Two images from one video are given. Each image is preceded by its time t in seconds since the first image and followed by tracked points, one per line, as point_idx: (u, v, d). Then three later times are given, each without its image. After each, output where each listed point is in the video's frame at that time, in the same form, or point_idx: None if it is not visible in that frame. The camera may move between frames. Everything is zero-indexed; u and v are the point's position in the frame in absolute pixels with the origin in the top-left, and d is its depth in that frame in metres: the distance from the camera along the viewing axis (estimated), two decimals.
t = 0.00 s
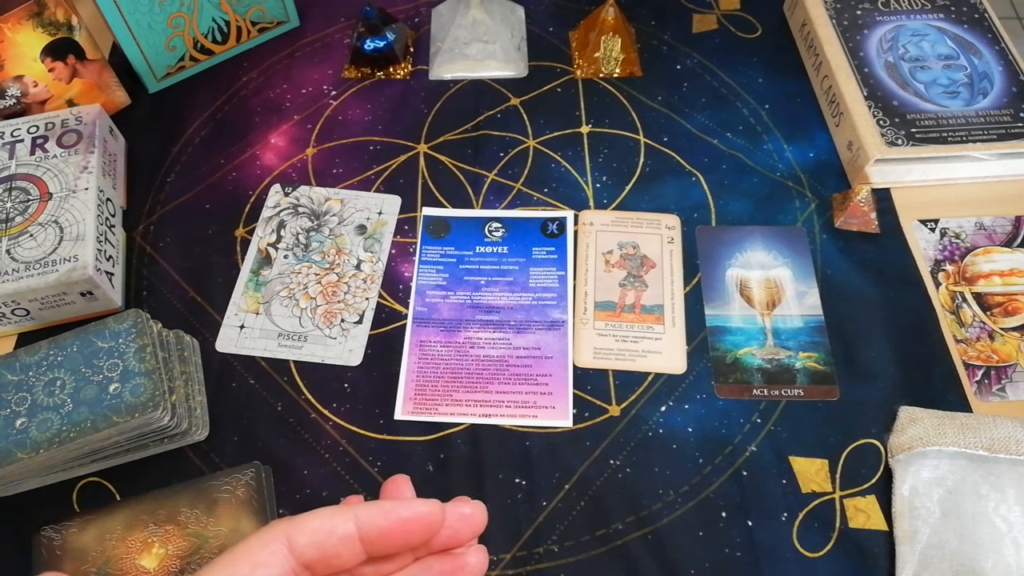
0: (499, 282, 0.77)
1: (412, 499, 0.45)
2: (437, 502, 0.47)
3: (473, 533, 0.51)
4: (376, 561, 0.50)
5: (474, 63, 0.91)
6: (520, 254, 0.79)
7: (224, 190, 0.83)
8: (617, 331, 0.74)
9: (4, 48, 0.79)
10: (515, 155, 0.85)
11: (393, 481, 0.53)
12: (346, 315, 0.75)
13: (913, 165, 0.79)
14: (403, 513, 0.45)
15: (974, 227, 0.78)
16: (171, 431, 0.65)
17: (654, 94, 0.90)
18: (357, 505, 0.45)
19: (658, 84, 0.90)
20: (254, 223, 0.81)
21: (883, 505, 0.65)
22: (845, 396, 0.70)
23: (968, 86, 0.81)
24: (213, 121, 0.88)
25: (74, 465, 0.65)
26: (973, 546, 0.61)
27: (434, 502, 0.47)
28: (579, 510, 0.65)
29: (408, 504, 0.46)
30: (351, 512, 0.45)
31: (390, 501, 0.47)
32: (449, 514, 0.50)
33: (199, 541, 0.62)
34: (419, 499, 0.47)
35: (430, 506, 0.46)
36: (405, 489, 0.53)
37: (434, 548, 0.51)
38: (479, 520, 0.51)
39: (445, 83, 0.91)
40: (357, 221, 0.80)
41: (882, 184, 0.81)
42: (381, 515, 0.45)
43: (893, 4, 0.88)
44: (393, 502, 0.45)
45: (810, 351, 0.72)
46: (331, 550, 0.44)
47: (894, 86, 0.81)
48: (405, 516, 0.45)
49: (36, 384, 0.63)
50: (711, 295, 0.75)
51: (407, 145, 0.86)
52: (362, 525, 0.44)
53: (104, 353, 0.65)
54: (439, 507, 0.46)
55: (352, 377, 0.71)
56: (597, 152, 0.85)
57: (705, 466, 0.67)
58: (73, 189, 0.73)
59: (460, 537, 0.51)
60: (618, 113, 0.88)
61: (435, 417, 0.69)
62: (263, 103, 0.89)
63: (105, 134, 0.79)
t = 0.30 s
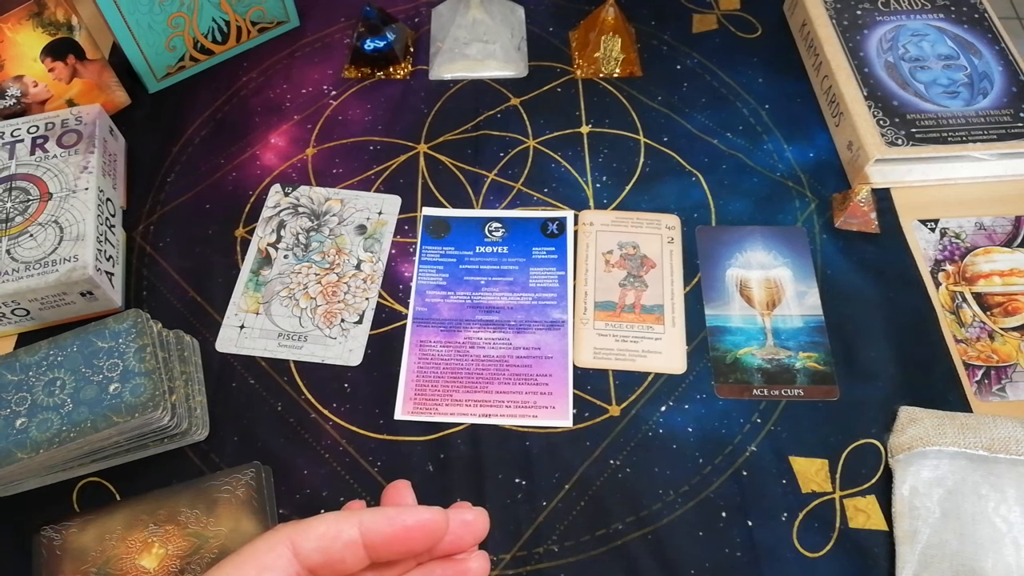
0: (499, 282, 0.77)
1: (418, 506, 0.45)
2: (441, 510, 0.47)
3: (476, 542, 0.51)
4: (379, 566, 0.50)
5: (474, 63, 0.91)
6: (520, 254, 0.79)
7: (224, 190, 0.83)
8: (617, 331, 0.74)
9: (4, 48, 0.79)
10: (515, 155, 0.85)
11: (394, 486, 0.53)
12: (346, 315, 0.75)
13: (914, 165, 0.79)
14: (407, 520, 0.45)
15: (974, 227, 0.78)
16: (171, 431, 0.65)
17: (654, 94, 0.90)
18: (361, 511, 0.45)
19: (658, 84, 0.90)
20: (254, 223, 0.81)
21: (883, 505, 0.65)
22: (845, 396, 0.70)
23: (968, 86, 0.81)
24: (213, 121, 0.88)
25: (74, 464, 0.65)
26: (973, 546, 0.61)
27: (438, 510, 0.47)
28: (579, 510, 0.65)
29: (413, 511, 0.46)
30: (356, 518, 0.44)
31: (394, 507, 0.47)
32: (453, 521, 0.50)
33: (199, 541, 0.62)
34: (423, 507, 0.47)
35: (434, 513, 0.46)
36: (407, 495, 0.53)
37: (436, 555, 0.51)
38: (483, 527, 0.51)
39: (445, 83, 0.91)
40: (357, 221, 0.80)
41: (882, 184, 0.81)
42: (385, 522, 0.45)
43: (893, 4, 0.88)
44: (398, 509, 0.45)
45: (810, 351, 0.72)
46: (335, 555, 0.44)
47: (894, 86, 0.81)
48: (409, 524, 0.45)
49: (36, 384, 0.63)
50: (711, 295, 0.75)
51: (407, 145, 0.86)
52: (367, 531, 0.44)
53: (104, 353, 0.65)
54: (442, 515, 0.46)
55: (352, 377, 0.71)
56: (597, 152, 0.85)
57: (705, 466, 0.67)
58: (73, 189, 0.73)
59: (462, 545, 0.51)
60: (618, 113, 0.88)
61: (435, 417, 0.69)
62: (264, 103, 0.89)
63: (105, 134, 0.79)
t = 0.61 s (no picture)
0: (499, 282, 0.77)
1: (409, 502, 0.44)
2: (436, 506, 0.46)
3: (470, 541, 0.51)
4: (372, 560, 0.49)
5: (474, 63, 0.91)
6: (520, 254, 0.79)
7: (224, 190, 0.83)
8: (617, 331, 0.74)
9: (4, 47, 0.79)
10: (515, 155, 0.85)
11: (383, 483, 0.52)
12: (346, 315, 0.75)
13: (914, 165, 0.79)
14: (401, 515, 0.44)
15: (974, 227, 0.78)
16: (171, 431, 0.65)
17: (654, 94, 0.90)
18: (354, 505, 0.45)
19: (658, 84, 0.90)
20: (254, 223, 0.81)
21: (883, 505, 0.65)
22: (845, 396, 0.70)
23: (968, 86, 0.81)
24: (213, 121, 0.88)
25: (74, 464, 0.65)
26: (973, 546, 0.61)
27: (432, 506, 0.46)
28: (579, 510, 0.65)
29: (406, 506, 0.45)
30: (348, 511, 0.44)
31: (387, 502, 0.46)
32: (447, 519, 0.49)
33: (199, 541, 0.62)
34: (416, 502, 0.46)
35: (428, 510, 0.45)
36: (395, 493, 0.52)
37: (430, 552, 0.51)
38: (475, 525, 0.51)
39: (445, 83, 0.91)
40: (357, 221, 0.80)
41: (882, 184, 0.81)
42: (378, 517, 0.44)
43: (893, 3, 0.88)
44: (391, 503, 0.44)
45: (810, 351, 0.72)
46: (326, 549, 0.43)
47: (894, 86, 0.81)
48: (400, 518, 0.44)
49: (36, 384, 0.63)
50: (711, 295, 0.75)
51: (407, 145, 0.86)
52: (358, 526, 0.44)
53: (104, 353, 0.65)
54: (437, 512, 0.45)
55: (352, 377, 0.71)
56: (597, 152, 0.85)
57: (705, 466, 0.67)
58: (73, 189, 0.73)
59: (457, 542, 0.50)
60: (618, 113, 0.88)
61: (435, 417, 0.69)
62: (264, 103, 0.89)
63: (105, 134, 0.79)
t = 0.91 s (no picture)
0: (499, 282, 0.77)
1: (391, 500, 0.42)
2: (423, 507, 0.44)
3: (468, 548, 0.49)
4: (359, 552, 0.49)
5: (474, 63, 0.91)
6: (520, 254, 0.79)
7: (224, 190, 0.83)
8: (617, 331, 0.74)
9: (4, 47, 0.79)
10: (515, 155, 0.85)
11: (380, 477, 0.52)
12: (346, 315, 0.75)
13: (913, 165, 0.79)
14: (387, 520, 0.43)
15: (973, 227, 0.78)
16: (171, 431, 0.65)
17: (654, 94, 0.90)
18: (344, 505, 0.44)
19: (658, 84, 0.90)
20: (254, 223, 0.81)
21: (883, 505, 0.65)
22: (845, 396, 0.70)
23: (968, 86, 0.81)
24: (213, 121, 0.88)
25: (74, 464, 0.65)
26: (973, 546, 0.61)
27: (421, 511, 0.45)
28: (579, 510, 0.65)
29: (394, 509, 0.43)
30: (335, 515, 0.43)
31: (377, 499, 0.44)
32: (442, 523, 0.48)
33: (199, 541, 0.62)
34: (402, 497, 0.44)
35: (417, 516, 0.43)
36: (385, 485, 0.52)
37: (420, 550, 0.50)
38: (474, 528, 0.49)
39: (445, 83, 0.91)
40: (357, 221, 0.80)
41: (882, 184, 0.81)
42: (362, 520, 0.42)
43: (893, 3, 0.88)
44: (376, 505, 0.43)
45: (810, 351, 0.72)
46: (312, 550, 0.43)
47: (894, 86, 0.81)
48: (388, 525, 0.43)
49: (36, 384, 0.63)
50: (711, 295, 0.75)
51: (407, 145, 0.86)
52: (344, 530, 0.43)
53: (104, 353, 0.65)
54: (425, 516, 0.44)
55: (352, 377, 0.71)
56: (597, 152, 0.85)
57: (705, 466, 0.67)
58: (73, 189, 0.73)
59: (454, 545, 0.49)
60: (618, 113, 0.88)
61: (435, 417, 0.69)
62: (264, 103, 0.89)
63: (105, 134, 0.79)
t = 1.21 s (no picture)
0: (499, 282, 0.77)
1: None
2: None
3: None
4: None
5: (474, 63, 0.91)
6: (520, 254, 0.79)
7: (224, 190, 0.83)
8: (617, 331, 0.74)
9: (4, 47, 0.79)
10: (515, 155, 0.85)
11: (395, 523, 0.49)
12: (346, 315, 0.75)
13: (913, 165, 0.79)
14: None
15: (974, 227, 0.78)
16: (171, 431, 0.65)
17: (654, 94, 0.90)
18: None
19: (658, 84, 0.90)
20: (254, 223, 0.81)
21: (884, 505, 0.65)
22: (845, 396, 0.70)
23: (968, 86, 0.81)
24: (213, 121, 0.88)
25: (74, 464, 0.65)
26: (973, 546, 0.61)
27: None
28: (579, 510, 0.65)
29: None
30: None
31: None
32: None
33: (199, 541, 0.62)
34: None
35: None
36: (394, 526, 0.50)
37: None
38: None
39: (445, 83, 0.91)
40: (357, 221, 0.80)
41: (882, 184, 0.81)
42: None
43: (893, 3, 0.88)
44: None
45: (810, 351, 0.72)
46: None
47: (894, 86, 0.81)
48: None
49: (36, 384, 0.63)
50: (711, 295, 0.75)
51: (407, 145, 0.86)
52: None
53: (104, 353, 0.65)
54: None
55: (352, 377, 0.71)
56: (597, 152, 0.85)
57: (705, 466, 0.67)
58: (73, 188, 0.73)
59: None
60: (618, 113, 0.88)
61: (435, 417, 0.69)
62: (264, 103, 0.89)
63: (105, 134, 0.79)
